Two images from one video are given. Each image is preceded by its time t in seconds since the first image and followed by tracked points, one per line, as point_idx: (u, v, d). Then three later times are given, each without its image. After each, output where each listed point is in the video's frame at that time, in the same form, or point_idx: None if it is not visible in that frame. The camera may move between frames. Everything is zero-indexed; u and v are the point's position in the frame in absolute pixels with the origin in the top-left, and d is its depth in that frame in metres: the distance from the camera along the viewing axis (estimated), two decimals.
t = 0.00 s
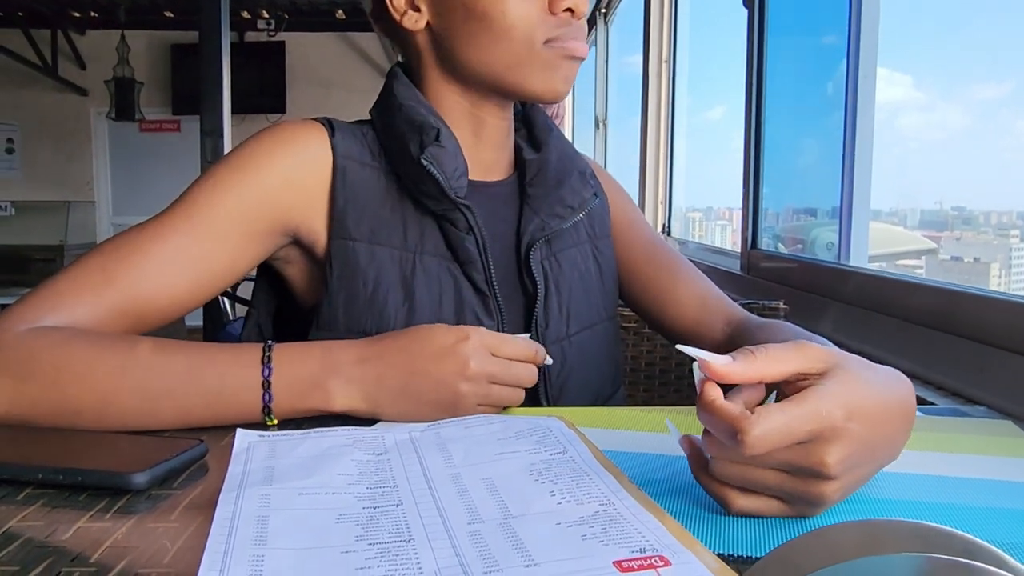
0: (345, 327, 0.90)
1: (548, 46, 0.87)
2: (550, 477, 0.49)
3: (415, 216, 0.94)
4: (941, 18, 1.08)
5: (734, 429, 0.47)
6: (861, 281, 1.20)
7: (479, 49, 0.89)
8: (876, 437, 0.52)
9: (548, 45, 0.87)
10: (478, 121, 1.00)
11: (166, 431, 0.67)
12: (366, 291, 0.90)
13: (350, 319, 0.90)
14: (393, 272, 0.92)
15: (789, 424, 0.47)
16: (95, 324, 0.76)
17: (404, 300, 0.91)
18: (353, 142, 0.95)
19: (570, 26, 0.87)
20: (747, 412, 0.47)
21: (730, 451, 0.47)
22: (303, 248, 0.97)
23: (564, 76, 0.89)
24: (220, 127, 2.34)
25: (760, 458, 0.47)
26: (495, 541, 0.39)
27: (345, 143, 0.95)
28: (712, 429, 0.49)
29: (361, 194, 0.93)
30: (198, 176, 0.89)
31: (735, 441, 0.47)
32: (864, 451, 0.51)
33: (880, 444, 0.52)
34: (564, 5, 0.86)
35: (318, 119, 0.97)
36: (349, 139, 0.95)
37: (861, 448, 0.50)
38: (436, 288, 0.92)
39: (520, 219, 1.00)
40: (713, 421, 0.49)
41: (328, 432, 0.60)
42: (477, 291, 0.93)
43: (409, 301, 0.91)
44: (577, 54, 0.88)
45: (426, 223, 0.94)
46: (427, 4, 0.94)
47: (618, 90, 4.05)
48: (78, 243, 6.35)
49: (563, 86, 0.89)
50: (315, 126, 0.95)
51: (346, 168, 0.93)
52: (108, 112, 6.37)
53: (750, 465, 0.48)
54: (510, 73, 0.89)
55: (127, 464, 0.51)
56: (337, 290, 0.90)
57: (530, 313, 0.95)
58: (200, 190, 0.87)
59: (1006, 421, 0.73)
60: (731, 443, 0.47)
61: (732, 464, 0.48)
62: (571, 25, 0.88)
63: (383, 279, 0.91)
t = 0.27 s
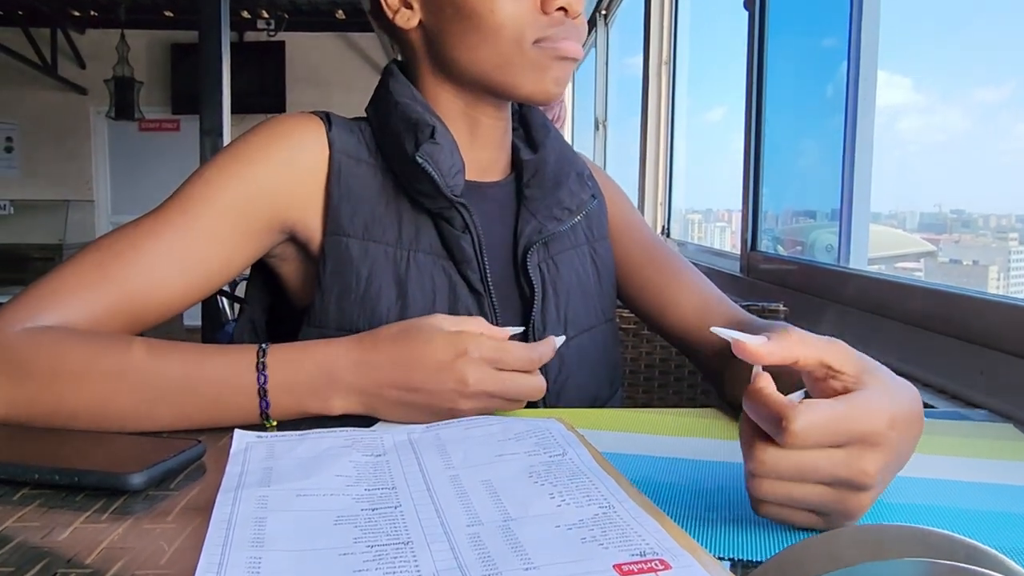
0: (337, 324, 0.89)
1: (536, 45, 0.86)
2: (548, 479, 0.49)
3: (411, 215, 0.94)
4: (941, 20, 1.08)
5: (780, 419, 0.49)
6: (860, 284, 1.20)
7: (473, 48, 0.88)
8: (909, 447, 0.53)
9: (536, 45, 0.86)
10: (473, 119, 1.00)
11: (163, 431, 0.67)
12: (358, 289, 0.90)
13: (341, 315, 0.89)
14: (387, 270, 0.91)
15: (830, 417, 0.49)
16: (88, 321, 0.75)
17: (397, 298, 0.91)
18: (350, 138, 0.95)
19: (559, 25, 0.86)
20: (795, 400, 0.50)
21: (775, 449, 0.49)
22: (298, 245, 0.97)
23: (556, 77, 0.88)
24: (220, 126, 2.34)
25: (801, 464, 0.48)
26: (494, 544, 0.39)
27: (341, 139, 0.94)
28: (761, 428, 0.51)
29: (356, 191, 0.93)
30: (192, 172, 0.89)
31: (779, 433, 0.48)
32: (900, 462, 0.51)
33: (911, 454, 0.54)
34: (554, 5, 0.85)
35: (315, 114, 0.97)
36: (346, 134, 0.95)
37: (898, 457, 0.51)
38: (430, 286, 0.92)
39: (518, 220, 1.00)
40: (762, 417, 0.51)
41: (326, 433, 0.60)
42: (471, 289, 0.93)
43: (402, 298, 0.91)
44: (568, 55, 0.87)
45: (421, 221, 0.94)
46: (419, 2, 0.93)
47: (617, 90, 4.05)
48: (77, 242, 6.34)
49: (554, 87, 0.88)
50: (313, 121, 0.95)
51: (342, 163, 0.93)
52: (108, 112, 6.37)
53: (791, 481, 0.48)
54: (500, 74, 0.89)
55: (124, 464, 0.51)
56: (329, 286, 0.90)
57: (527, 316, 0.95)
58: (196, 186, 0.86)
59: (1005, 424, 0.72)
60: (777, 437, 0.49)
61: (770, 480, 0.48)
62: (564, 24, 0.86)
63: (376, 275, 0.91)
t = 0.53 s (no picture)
0: (332, 323, 0.90)
1: (532, 43, 0.87)
2: (545, 476, 0.49)
3: (408, 213, 0.94)
4: (937, 25, 1.08)
5: (869, 419, 0.48)
6: (855, 285, 1.21)
7: (470, 47, 0.89)
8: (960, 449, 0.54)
9: (532, 42, 0.87)
10: (468, 117, 1.00)
11: (161, 430, 0.67)
12: (354, 286, 0.90)
13: (336, 313, 0.90)
14: (384, 268, 0.92)
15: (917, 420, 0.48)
16: (82, 319, 0.76)
17: (393, 296, 0.91)
18: (347, 134, 0.95)
19: (555, 23, 0.86)
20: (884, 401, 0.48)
21: (852, 447, 0.48)
22: (293, 243, 0.97)
23: (552, 76, 0.89)
24: (217, 126, 2.34)
25: (876, 467, 0.48)
26: (492, 540, 0.39)
27: (338, 135, 0.95)
28: (838, 421, 0.50)
29: (354, 188, 0.93)
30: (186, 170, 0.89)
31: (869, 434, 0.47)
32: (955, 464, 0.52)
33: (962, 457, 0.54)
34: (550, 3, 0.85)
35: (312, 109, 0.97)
36: (343, 130, 0.95)
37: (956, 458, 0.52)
38: (427, 286, 0.92)
39: (514, 219, 1.00)
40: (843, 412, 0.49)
41: (323, 430, 0.60)
42: (468, 289, 0.93)
43: (398, 297, 0.91)
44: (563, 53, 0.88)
45: (418, 218, 0.94)
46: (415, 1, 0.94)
47: (614, 93, 4.06)
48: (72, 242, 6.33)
49: (549, 86, 0.89)
50: (310, 116, 0.96)
51: (338, 159, 0.93)
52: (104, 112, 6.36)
53: (854, 481, 0.49)
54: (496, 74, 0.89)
55: (122, 461, 0.51)
56: (325, 283, 0.90)
57: (525, 318, 0.96)
58: (191, 184, 0.86)
59: (999, 424, 0.73)
60: (861, 436, 0.48)
61: (834, 479, 0.49)
62: (561, 23, 0.87)
63: (372, 273, 0.91)
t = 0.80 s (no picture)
0: (333, 323, 0.90)
1: (536, 39, 0.86)
2: (543, 475, 0.49)
3: (409, 212, 0.94)
4: (936, 25, 1.08)
5: (884, 421, 0.47)
6: (853, 285, 1.20)
7: (472, 44, 0.88)
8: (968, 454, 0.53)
9: (536, 38, 0.86)
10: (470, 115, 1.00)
11: (156, 429, 0.67)
12: (355, 286, 0.90)
13: (337, 314, 0.89)
14: (385, 268, 0.91)
15: (931, 424, 0.48)
16: (76, 317, 0.76)
17: (394, 296, 0.91)
18: (348, 132, 0.95)
19: (559, 20, 0.86)
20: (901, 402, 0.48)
21: (862, 445, 0.48)
22: (293, 241, 0.97)
23: (555, 73, 0.88)
24: (215, 124, 2.33)
25: (888, 468, 0.48)
26: (489, 539, 0.39)
27: (339, 132, 0.94)
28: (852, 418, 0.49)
29: (355, 187, 0.93)
30: (185, 167, 0.89)
31: (880, 436, 0.47)
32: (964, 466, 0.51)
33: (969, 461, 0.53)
34: None
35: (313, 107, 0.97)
36: (344, 128, 0.95)
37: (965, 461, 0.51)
38: (428, 285, 0.92)
39: (516, 218, 1.00)
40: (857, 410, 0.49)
41: (320, 429, 0.59)
42: (470, 289, 0.93)
43: (400, 297, 0.91)
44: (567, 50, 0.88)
45: (419, 218, 0.94)
46: None
47: (613, 92, 4.06)
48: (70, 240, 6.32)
49: (552, 84, 0.89)
50: (310, 114, 0.95)
51: (339, 157, 0.93)
52: (103, 109, 6.35)
53: (863, 481, 0.48)
54: (500, 71, 0.89)
55: (117, 459, 0.51)
56: (326, 283, 0.90)
57: (526, 317, 0.95)
58: (189, 181, 0.86)
59: (997, 425, 0.73)
60: (873, 437, 0.47)
61: (842, 478, 0.49)
62: (565, 20, 0.87)
63: (373, 273, 0.91)
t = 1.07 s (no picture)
0: (333, 323, 0.90)
1: (541, 37, 0.86)
2: (541, 474, 0.49)
3: (411, 212, 0.94)
4: (934, 26, 1.08)
5: (882, 423, 0.47)
6: (850, 283, 1.21)
7: (474, 42, 0.88)
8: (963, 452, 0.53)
9: (541, 36, 0.86)
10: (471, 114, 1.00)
11: (153, 426, 0.67)
12: (357, 287, 0.90)
13: (339, 315, 0.89)
14: (386, 268, 0.91)
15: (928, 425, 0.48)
16: (71, 316, 0.76)
17: (396, 297, 0.91)
18: (349, 131, 0.95)
19: (564, 19, 0.86)
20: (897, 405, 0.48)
21: (860, 447, 0.48)
22: (294, 241, 0.97)
23: (558, 72, 0.88)
24: (213, 122, 2.33)
25: (886, 471, 0.48)
26: (487, 536, 0.39)
27: (340, 131, 0.94)
28: (850, 421, 0.50)
29: (357, 187, 0.93)
30: (184, 166, 0.88)
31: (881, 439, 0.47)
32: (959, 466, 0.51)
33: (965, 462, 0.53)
34: None
35: (314, 106, 0.97)
36: (345, 127, 0.95)
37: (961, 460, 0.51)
38: (430, 286, 0.92)
39: (517, 216, 1.00)
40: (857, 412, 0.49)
41: (319, 427, 0.59)
42: (472, 290, 0.93)
43: (402, 297, 0.91)
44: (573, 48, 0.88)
45: (421, 218, 0.94)
46: None
47: (611, 90, 4.06)
48: (67, 237, 6.31)
49: (556, 82, 0.89)
50: (311, 113, 0.95)
51: (341, 157, 0.93)
52: (100, 107, 6.34)
53: (860, 481, 0.48)
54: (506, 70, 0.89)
55: (115, 457, 0.51)
56: (327, 284, 0.90)
57: (528, 316, 0.95)
58: (188, 181, 0.86)
59: (994, 423, 0.73)
60: (873, 440, 0.48)
61: (839, 478, 0.48)
62: (569, 18, 0.87)
63: (374, 274, 0.91)
